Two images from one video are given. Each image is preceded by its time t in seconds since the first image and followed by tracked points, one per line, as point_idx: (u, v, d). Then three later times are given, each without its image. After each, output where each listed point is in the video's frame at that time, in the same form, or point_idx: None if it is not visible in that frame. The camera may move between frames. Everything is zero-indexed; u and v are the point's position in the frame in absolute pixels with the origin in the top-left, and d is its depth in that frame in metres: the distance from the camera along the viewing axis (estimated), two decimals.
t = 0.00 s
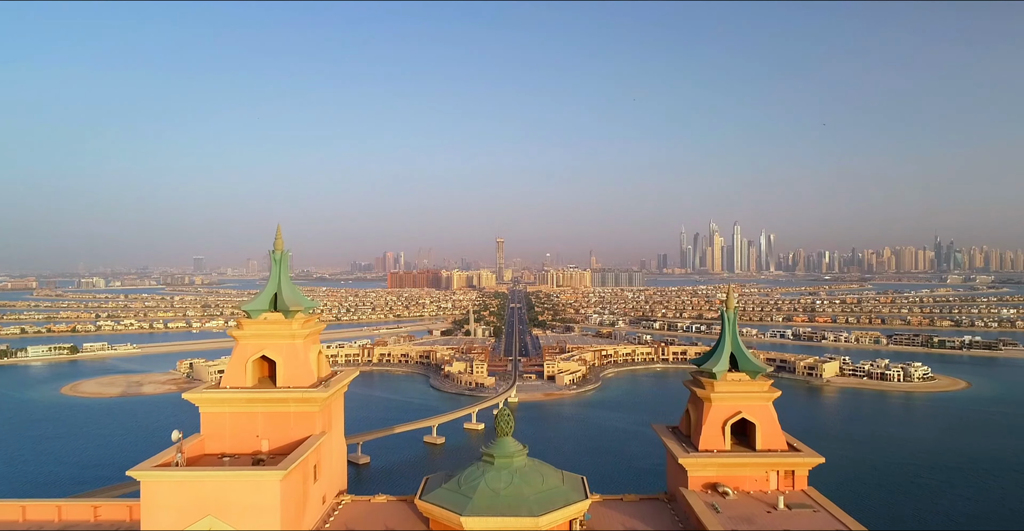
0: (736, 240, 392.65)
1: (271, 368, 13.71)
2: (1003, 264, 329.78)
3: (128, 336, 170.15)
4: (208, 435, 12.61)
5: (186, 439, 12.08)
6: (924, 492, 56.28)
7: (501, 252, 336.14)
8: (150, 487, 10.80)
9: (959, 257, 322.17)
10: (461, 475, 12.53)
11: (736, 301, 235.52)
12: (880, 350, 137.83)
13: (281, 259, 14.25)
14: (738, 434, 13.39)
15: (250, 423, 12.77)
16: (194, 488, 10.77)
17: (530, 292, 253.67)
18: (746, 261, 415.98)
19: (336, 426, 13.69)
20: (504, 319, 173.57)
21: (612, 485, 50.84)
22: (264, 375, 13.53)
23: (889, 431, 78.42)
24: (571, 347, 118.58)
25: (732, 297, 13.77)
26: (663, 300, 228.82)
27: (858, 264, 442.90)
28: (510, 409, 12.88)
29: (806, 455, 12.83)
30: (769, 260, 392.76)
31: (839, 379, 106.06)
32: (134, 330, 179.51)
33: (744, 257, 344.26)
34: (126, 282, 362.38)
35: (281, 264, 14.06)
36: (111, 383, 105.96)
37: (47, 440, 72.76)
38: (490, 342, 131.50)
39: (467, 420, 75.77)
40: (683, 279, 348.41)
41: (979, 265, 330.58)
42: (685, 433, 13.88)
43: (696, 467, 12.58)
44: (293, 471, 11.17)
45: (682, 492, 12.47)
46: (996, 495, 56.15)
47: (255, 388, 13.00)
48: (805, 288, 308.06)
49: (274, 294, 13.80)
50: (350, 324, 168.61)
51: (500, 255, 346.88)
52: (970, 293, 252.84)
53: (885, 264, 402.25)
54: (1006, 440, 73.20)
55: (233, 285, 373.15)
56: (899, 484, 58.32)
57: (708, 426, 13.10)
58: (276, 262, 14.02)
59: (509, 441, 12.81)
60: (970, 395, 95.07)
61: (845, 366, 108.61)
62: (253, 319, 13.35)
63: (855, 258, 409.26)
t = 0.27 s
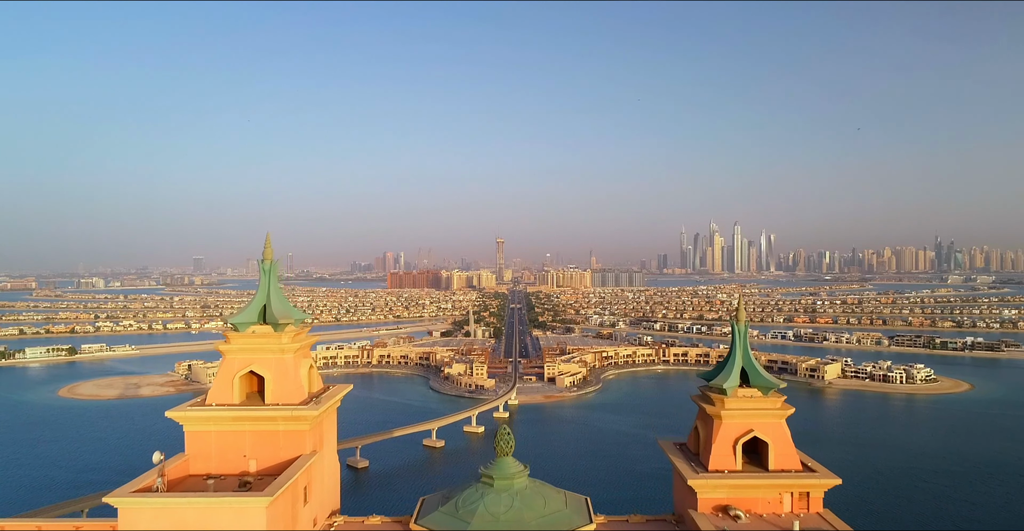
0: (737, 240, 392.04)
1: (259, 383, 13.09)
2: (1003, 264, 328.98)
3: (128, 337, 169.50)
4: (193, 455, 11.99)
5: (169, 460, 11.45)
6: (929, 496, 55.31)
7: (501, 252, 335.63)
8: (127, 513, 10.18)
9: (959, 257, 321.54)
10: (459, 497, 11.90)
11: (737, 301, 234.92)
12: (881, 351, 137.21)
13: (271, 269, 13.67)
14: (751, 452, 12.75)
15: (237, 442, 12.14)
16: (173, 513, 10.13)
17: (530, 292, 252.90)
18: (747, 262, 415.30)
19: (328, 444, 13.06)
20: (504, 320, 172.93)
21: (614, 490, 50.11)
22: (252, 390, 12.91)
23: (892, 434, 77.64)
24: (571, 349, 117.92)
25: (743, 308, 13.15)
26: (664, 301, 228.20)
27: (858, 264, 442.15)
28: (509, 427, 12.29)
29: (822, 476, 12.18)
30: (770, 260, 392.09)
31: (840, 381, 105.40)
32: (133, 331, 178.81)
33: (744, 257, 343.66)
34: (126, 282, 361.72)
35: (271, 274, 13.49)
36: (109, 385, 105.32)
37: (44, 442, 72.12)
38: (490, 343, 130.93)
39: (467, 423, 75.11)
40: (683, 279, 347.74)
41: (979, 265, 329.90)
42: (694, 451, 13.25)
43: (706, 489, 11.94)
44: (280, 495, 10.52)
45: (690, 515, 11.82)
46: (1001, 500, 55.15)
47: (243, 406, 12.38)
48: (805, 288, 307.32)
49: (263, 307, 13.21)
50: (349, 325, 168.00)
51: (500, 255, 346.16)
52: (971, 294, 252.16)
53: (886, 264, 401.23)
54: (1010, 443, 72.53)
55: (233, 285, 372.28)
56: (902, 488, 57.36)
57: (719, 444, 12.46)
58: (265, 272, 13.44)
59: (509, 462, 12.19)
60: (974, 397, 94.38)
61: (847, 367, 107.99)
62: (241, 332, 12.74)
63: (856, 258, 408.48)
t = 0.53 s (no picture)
0: (737, 240, 391.28)
1: (246, 401, 12.46)
2: (1004, 264, 328.09)
3: (127, 338, 168.75)
4: (177, 477, 11.36)
5: (151, 484, 10.86)
6: (934, 501, 54.52)
7: (501, 252, 335.01)
8: None
9: (960, 257, 320.71)
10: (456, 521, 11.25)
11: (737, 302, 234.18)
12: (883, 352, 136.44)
13: (260, 280, 13.06)
14: (764, 474, 12.11)
15: (222, 464, 11.50)
16: None
17: (530, 293, 252.16)
18: (747, 262, 414.51)
19: (320, 463, 12.44)
20: (504, 321, 172.17)
21: (615, 494, 49.47)
22: (239, 408, 12.30)
23: (895, 437, 76.87)
24: (572, 350, 117.24)
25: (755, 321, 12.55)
26: (664, 301, 227.48)
27: (858, 264, 441.18)
28: (509, 448, 11.77)
29: (840, 500, 11.51)
30: (770, 260, 391.38)
31: (842, 383, 104.72)
32: (132, 332, 177.98)
33: (745, 257, 342.84)
34: (126, 282, 360.89)
35: (259, 286, 12.87)
36: (107, 387, 104.62)
37: (40, 446, 71.35)
38: (490, 345, 130.15)
39: (467, 426, 74.47)
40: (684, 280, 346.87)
41: (980, 265, 329.11)
42: (704, 471, 12.61)
43: (718, 512, 11.30)
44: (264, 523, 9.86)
45: None
46: (1007, 505, 54.37)
47: (229, 425, 11.74)
48: (806, 289, 306.40)
49: (251, 320, 12.58)
50: (349, 326, 167.30)
51: (500, 255, 345.43)
52: (972, 294, 251.36)
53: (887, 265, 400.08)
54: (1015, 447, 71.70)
55: (232, 285, 371.39)
56: (907, 493, 56.62)
57: (731, 465, 11.82)
58: (253, 284, 12.82)
59: (509, 484, 11.60)
60: (977, 400, 93.60)
61: (849, 369, 107.29)
62: (227, 347, 12.10)
63: (856, 258, 407.57)
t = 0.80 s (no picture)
0: (738, 241, 390.42)
1: (231, 421, 11.78)
2: (1005, 264, 327.02)
3: (125, 339, 167.84)
4: (156, 504, 10.67)
5: (127, 513, 10.18)
6: (939, 506, 53.71)
7: (501, 252, 333.97)
8: None
9: (961, 257, 319.82)
10: None
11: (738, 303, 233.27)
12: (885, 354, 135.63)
13: (246, 293, 12.38)
14: (780, 499, 11.42)
15: (205, 489, 10.82)
16: None
17: (530, 293, 251.22)
18: (747, 263, 413.63)
19: (309, 488, 11.73)
20: (504, 322, 171.44)
21: (617, 498, 48.71)
22: (224, 429, 11.61)
23: (898, 440, 76.15)
24: (572, 352, 116.47)
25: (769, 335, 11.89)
26: (665, 302, 226.59)
27: (859, 265, 440.10)
28: (510, 475, 11.23)
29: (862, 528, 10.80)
30: (771, 261, 390.40)
31: (845, 386, 103.94)
32: (130, 333, 177.05)
33: (745, 258, 341.83)
34: (125, 282, 359.73)
35: (245, 299, 12.19)
36: (104, 389, 103.80)
37: (35, 450, 70.54)
38: (490, 347, 129.39)
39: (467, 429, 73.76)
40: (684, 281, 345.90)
41: (981, 265, 328.27)
42: (716, 495, 11.92)
43: None
44: None
45: None
46: (1015, 510, 53.52)
47: (212, 448, 11.06)
48: (807, 289, 305.34)
49: (236, 335, 11.89)
50: (348, 327, 166.40)
51: (500, 256, 344.49)
52: (973, 294, 250.47)
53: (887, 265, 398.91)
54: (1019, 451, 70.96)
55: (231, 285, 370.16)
56: (912, 497, 55.72)
57: (746, 489, 11.11)
58: (239, 297, 12.14)
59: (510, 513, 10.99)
60: (981, 402, 92.83)
61: (851, 372, 106.56)
62: (211, 365, 11.43)
63: (856, 259, 406.56)
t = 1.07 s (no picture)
0: (738, 242, 389.56)
1: (215, 442, 11.15)
2: (1006, 264, 325.98)
3: (124, 340, 167.09)
4: None
5: None
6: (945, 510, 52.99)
7: (502, 253, 333.11)
8: None
9: (962, 258, 318.91)
10: None
11: (739, 303, 232.33)
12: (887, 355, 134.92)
13: (231, 307, 11.79)
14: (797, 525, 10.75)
15: (187, 517, 10.17)
16: None
17: (530, 294, 250.39)
18: (748, 263, 412.73)
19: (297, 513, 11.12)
20: (505, 323, 170.70)
21: (618, 503, 48.05)
22: (207, 451, 10.98)
23: (901, 443, 75.44)
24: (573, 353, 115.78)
25: (785, 350, 11.21)
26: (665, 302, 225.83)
27: (860, 265, 438.95)
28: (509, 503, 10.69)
29: None
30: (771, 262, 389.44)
31: (847, 388, 103.28)
32: (130, 334, 176.28)
33: (746, 258, 340.72)
34: (125, 282, 358.69)
35: (230, 313, 11.60)
36: (102, 391, 103.11)
37: (31, 453, 69.84)
38: (490, 348, 128.76)
39: (467, 432, 73.11)
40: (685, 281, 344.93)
41: (982, 266, 327.40)
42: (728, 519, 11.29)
43: None
44: None
45: None
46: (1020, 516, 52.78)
47: (194, 471, 10.42)
48: (807, 289, 304.35)
49: (220, 351, 11.30)
50: (348, 328, 165.70)
51: (500, 256, 343.64)
52: (975, 295, 249.59)
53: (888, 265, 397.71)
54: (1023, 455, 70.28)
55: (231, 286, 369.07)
56: (917, 500, 54.92)
57: (761, 514, 10.48)
58: (224, 312, 11.57)
59: None
60: (984, 405, 92.14)
61: (853, 374, 105.91)
62: (193, 383, 10.79)
63: (857, 259, 405.66)
